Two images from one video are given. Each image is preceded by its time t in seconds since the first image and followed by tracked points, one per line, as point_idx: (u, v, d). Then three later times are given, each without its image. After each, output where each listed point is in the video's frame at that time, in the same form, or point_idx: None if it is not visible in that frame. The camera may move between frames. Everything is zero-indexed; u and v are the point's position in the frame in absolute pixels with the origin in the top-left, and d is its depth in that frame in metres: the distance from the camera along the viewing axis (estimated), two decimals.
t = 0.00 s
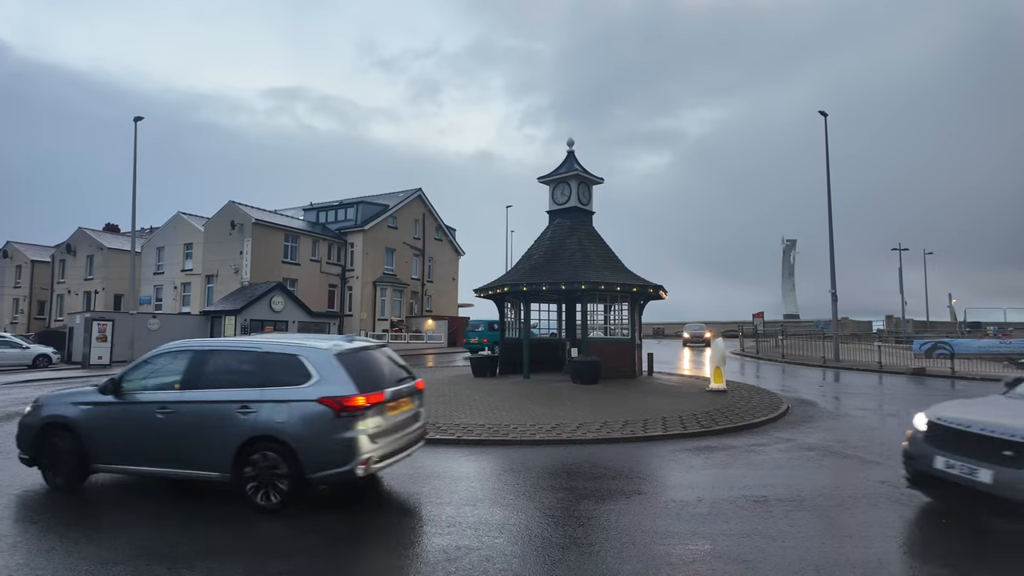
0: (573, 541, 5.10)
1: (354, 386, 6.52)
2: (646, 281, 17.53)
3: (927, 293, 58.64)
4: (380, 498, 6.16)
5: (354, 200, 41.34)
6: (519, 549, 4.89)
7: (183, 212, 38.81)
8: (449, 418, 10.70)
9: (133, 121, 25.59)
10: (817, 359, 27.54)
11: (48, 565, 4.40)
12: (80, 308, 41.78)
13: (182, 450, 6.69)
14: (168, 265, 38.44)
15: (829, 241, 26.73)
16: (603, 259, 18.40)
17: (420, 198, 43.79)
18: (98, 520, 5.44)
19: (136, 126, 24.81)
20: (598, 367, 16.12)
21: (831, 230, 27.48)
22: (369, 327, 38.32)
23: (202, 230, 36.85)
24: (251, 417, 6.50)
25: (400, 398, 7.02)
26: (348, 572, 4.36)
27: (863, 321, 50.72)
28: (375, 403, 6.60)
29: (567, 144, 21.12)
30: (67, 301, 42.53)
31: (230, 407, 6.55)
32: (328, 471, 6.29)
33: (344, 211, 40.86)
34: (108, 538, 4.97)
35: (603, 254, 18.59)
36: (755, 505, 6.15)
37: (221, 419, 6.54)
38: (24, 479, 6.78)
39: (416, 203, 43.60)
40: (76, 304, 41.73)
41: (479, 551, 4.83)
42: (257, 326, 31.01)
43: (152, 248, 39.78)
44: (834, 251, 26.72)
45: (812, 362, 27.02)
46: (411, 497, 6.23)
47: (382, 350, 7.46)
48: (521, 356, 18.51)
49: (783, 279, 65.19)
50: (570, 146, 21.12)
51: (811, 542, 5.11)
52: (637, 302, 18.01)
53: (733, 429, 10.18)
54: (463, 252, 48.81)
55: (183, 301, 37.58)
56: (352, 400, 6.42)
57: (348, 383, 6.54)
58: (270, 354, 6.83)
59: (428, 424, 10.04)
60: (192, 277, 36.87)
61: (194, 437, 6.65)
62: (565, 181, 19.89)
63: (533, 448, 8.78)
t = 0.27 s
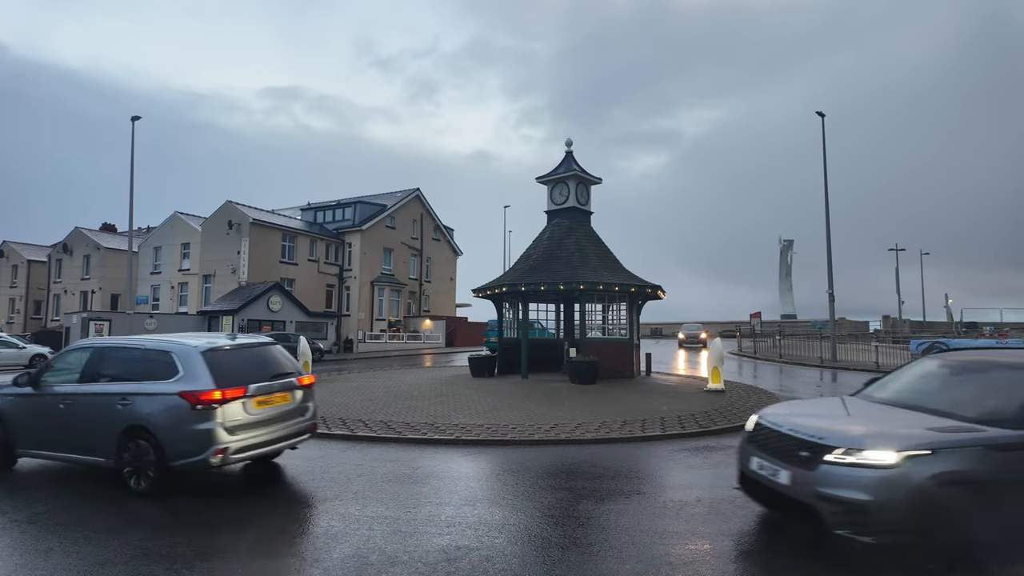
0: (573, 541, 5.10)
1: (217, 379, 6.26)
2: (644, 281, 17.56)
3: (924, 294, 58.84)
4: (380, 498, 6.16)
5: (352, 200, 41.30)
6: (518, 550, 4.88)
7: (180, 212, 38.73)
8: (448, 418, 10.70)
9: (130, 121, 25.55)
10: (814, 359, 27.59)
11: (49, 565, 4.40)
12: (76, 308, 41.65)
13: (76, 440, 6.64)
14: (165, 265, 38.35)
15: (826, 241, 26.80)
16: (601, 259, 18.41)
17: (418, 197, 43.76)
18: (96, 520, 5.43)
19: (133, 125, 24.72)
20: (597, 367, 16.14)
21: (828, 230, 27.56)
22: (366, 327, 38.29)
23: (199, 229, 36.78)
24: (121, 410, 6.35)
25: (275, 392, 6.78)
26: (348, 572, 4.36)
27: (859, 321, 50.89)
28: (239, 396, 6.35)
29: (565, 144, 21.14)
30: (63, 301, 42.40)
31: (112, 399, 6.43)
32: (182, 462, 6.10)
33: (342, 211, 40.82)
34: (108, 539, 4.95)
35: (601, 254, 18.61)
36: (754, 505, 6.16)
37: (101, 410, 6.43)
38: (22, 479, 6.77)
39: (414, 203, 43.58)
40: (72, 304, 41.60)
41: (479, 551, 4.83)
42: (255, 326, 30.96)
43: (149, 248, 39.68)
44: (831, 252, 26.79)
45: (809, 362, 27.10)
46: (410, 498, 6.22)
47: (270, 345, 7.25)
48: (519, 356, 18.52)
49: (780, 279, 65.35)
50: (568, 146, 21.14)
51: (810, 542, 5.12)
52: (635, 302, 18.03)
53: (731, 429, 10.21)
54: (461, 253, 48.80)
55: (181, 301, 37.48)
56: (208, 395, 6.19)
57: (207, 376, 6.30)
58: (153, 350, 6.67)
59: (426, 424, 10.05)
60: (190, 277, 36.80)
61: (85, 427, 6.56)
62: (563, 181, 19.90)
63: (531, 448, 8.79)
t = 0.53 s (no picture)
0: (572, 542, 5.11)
1: (113, 372, 6.80)
2: (642, 281, 17.58)
3: (921, 294, 58.92)
4: (379, 498, 6.16)
5: (350, 200, 41.25)
6: (518, 550, 4.89)
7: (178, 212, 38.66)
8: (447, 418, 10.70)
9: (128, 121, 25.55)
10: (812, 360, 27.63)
11: (47, 566, 4.38)
12: (74, 308, 41.57)
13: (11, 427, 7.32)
14: (163, 265, 38.28)
15: (824, 242, 26.85)
16: (599, 259, 18.43)
17: (416, 198, 43.74)
18: (94, 520, 5.42)
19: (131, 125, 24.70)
20: (595, 367, 16.16)
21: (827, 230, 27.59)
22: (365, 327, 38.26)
23: (197, 229, 36.72)
24: (40, 400, 6.99)
25: (176, 386, 7.25)
26: (348, 572, 4.37)
27: (857, 322, 51.00)
28: (134, 389, 6.85)
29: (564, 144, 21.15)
30: (60, 301, 42.30)
31: (35, 391, 7.06)
32: (82, 447, 6.64)
33: (340, 211, 40.76)
34: (107, 539, 4.94)
35: (599, 254, 18.63)
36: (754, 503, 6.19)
37: (26, 401, 7.09)
38: (20, 478, 6.77)
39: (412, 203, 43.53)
40: (69, 304, 41.50)
41: (479, 551, 4.83)
42: (253, 326, 30.92)
43: (146, 248, 39.61)
44: (829, 252, 26.85)
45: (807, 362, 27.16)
46: (410, 498, 6.23)
47: (187, 343, 7.78)
48: (518, 355, 18.54)
49: (778, 279, 65.46)
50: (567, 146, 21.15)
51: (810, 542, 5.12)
52: (633, 302, 18.04)
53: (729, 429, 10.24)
54: (459, 253, 48.80)
55: (178, 301, 37.41)
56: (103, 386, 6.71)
57: (106, 369, 6.82)
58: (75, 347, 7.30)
59: (425, 424, 10.06)
60: (188, 277, 36.72)
61: (16, 415, 7.25)
62: (562, 181, 19.91)
63: (529, 448, 8.80)
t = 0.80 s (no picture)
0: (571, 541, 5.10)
1: (48, 368, 7.54)
2: (641, 281, 17.60)
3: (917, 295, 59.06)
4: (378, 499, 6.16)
5: (348, 200, 41.23)
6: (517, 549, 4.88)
7: (175, 212, 38.60)
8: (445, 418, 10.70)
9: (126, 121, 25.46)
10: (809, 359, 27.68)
11: (45, 566, 4.37)
12: (70, 308, 41.48)
13: None
14: (160, 265, 38.20)
15: (822, 242, 26.92)
16: (597, 259, 18.45)
17: (414, 198, 43.71)
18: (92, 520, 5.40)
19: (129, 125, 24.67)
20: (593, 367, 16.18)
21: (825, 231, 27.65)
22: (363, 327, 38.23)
23: (194, 230, 36.65)
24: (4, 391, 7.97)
25: (110, 381, 7.95)
26: (347, 571, 4.36)
27: (854, 322, 51.15)
28: (65, 383, 7.61)
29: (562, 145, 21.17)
30: (57, 301, 42.20)
31: None
32: (19, 434, 7.46)
33: (338, 211, 40.73)
34: (105, 539, 4.93)
35: (598, 254, 18.65)
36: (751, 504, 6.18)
37: None
38: (18, 479, 6.75)
39: (410, 203, 43.51)
40: (66, 304, 41.42)
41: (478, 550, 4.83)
42: (251, 326, 30.89)
43: (143, 248, 39.53)
44: (826, 252, 26.90)
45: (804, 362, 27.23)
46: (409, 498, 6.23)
47: (133, 342, 8.52)
48: (516, 355, 18.55)
49: (775, 279, 65.64)
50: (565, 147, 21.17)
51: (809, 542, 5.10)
52: (631, 302, 18.07)
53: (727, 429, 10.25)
54: (457, 253, 48.80)
55: (176, 301, 37.34)
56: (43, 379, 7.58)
57: (42, 365, 7.60)
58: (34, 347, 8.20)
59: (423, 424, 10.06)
60: (185, 277, 36.66)
61: None
62: (560, 182, 19.92)
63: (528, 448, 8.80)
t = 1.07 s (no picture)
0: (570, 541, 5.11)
1: (14, 364, 8.59)
2: (639, 282, 17.62)
3: (916, 295, 59.14)
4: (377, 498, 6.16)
5: (346, 200, 41.21)
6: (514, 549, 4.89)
7: (173, 212, 38.53)
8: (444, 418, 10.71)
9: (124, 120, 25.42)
10: (807, 359, 27.77)
11: (44, 567, 4.37)
12: (67, 308, 41.41)
13: None
14: (157, 265, 38.13)
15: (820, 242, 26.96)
16: (596, 259, 18.46)
17: (412, 198, 43.70)
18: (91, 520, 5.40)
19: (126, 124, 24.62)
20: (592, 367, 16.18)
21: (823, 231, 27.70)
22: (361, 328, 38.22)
23: (192, 230, 36.60)
24: None
25: (70, 376, 8.92)
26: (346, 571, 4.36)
27: (852, 322, 51.24)
28: (28, 377, 8.61)
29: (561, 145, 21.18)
30: (54, 302, 42.13)
31: None
32: None
33: (336, 211, 40.71)
34: (106, 540, 4.93)
35: (596, 255, 18.66)
36: (749, 504, 6.20)
37: None
38: (16, 480, 6.75)
39: (409, 203, 43.48)
40: (63, 305, 41.35)
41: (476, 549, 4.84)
42: (249, 326, 30.87)
43: (141, 248, 39.47)
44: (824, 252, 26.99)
45: (802, 362, 27.29)
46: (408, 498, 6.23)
47: (99, 341, 9.50)
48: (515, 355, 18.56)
49: (774, 279, 65.75)
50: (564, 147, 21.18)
51: (806, 543, 5.11)
52: (629, 302, 18.08)
53: (726, 429, 10.29)
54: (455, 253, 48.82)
55: (174, 301, 37.29)
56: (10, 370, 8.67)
57: (10, 361, 8.64)
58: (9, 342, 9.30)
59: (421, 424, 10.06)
60: (183, 277, 36.62)
61: None
62: (558, 182, 19.93)
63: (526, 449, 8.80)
